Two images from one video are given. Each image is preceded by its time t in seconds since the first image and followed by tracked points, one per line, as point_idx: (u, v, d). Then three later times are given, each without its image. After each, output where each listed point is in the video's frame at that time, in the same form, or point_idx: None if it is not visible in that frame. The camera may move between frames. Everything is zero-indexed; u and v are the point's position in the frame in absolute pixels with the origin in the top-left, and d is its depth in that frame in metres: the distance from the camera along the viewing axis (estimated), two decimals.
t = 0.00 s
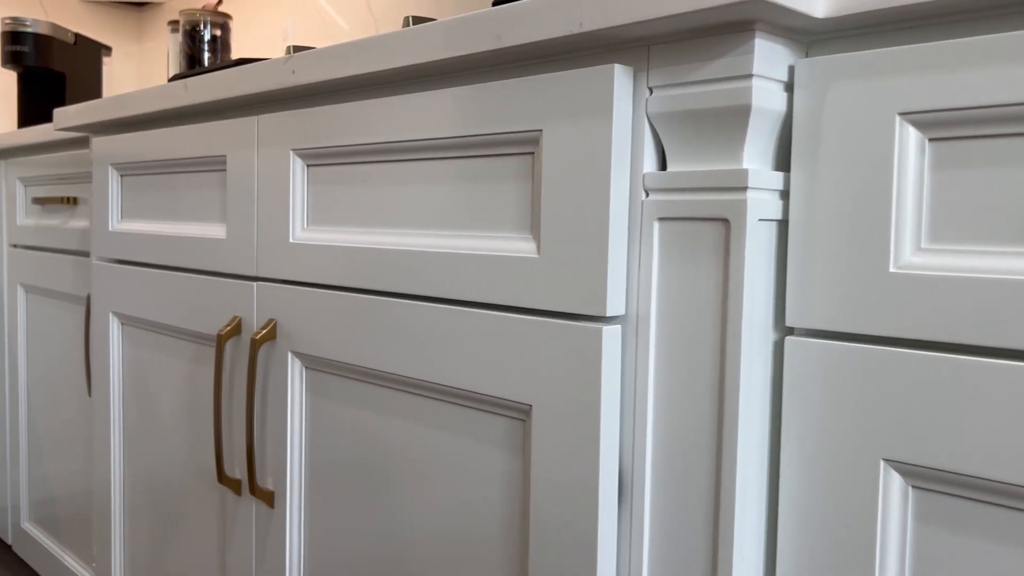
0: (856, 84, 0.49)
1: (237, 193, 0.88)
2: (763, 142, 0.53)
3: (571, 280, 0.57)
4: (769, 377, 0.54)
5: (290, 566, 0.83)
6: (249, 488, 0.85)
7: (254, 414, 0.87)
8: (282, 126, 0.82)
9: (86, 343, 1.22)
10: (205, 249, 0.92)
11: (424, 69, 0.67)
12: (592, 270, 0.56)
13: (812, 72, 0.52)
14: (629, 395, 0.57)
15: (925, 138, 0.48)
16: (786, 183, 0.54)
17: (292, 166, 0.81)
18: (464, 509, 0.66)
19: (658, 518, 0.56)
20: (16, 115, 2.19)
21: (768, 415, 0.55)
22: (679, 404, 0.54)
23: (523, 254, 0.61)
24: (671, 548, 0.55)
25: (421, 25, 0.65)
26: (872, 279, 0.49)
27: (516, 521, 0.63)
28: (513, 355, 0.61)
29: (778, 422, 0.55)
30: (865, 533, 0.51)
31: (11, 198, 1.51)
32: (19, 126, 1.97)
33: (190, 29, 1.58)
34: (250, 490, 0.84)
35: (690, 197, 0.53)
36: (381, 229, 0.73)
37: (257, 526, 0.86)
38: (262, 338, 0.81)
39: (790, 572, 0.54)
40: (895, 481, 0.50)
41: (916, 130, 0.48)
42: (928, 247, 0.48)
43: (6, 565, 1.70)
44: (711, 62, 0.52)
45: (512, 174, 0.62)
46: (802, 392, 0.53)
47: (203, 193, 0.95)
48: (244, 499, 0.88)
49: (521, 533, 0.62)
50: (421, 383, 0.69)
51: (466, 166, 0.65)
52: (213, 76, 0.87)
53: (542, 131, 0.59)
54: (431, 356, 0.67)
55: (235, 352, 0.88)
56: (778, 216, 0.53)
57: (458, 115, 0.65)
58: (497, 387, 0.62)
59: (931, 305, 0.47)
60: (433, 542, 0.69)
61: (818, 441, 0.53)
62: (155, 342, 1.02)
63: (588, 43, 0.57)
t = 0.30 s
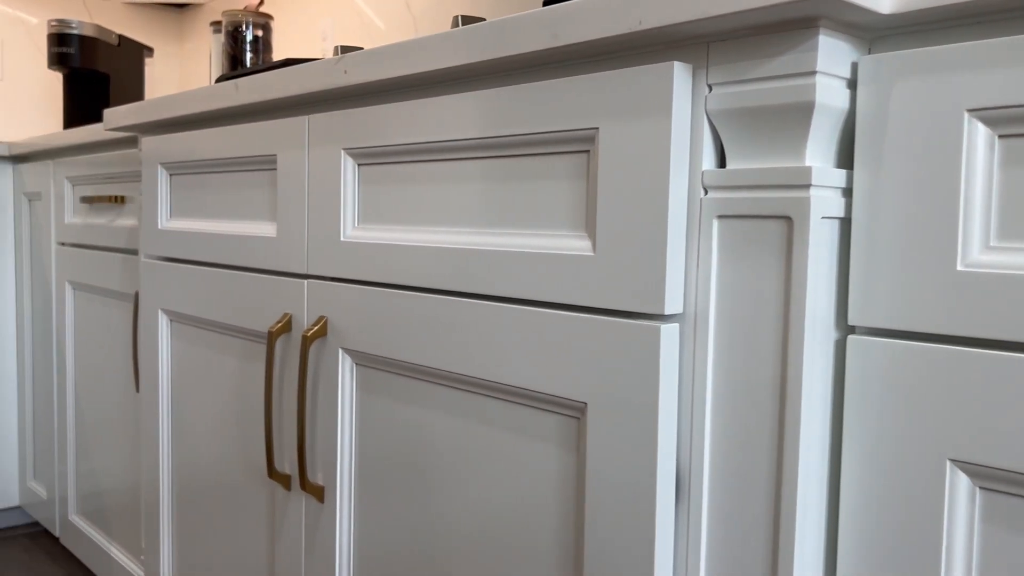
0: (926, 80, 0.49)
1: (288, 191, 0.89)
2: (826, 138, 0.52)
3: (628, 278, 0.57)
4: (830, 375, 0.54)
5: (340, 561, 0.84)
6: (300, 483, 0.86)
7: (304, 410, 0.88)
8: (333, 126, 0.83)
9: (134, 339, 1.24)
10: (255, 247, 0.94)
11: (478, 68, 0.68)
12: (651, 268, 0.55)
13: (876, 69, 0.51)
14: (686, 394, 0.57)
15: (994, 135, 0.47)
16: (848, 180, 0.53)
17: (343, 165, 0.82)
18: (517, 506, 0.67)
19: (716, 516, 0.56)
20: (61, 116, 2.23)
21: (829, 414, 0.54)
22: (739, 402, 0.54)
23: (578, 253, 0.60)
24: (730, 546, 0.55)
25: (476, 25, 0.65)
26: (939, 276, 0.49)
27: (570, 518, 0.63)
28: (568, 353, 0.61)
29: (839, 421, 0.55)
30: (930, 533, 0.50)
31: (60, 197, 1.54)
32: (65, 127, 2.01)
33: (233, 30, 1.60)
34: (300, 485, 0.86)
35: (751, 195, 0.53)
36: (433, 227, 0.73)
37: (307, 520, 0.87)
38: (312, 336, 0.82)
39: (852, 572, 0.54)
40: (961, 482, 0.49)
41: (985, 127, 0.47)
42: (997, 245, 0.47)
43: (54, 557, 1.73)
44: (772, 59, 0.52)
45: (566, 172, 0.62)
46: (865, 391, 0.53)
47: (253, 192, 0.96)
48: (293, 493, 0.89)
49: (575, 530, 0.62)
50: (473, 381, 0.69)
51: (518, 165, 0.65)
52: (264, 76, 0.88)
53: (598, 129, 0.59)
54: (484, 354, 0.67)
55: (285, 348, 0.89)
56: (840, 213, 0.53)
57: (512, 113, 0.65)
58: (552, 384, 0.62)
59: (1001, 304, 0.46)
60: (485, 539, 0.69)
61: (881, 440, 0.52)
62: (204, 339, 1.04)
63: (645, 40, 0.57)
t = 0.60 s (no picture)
0: (995, 75, 0.48)
1: (337, 189, 0.90)
2: (888, 134, 0.52)
3: (684, 275, 0.57)
4: (891, 374, 0.53)
5: (388, 556, 0.85)
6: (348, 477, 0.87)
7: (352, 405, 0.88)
8: (382, 125, 0.83)
9: (181, 336, 1.26)
10: (303, 244, 0.95)
11: (529, 66, 0.68)
12: (708, 265, 0.55)
13: (942, 63, 0.51)
14: (743, 391, 0.57)
15: None
16: (911, 176, 0.53)
17: (392, 163, 0.83)
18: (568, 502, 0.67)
19: (773, 514, 0.56)
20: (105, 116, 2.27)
21: (890, 413, 0.54)
22: (798, 400, 0.54)
23: (633, 250, 0.60)
24: (787, 544, 0.55)
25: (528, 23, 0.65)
26: (1006, 274, 0.48)
27: (623, 516, 0.63)
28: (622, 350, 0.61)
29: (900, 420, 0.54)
30: (996, 535, 0.50)
31: (106, 196, 1.57)
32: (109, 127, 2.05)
33: (274, 30, 1.62)
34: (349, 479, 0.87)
35: (811, 191, 0.53)
36: (483, 225, 0.74)
37: (355, 515, 0.88)
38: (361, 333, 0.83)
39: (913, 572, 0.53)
40: None
41: None
42: None
43: (99, 549, 1.77)
44: (833, 55, 0.51)
45: (619, 169, 0.62)
46: (927, 390, 0.52)
47: (301, 190, 0.97)
48: (341, 488, 0.90)
49: (628, 527, 0.62)
50: (524, 378, 0.69)
51: (570, 162, 0.66)
52: (313, 75, 0.89)
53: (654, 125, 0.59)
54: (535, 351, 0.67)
55: (334, 345, 0.90)
56: (903, 210, 0.52)
57: (564, 110, 0.65)
58: (605, 381, 0.62)
59: None
60: (536, 535, 0.70)
61: (944, 440, 0.51)
62: (251, 335, 1.05)
63: (702, 37, 0.56)
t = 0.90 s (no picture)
0: None
1: (384, 188, 0.91)
2: (952, 131, 0.51)
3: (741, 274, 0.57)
4: (954, 374, 0.53)
5: (435, 551, 0.86)
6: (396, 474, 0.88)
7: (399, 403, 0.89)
8: (431, 124, 0.84)
9: (226, 333, 1.28)
10: (350, 243, 0.96)
11: (581, 65, 0.68)
12: (766, 264, 0.55)
13: (1009, 63, 0.50)
14: (801, 391, 0.56)
15: None
16: (977, 174, 0.52)
17: (440, 162, 0.83)
18: (619, 501, 0.67)
19: (832, 514, 0.55)
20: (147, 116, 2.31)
21: (952, 414, 0.53)
22: (858, 399, 0.54)
23: (688, 248, 0.60)
24: (846, 544, 0.55)
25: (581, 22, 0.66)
26: None
27: (677, 515, 0.63)
28: (676, 350, 0.61)
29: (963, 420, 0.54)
30: None
31: (150, 195, 1.59)
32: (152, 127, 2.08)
33: (315, 31, 1.64)
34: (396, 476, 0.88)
35: (873, 189, 0.52)
36: (532, 223, 0.74)
37: (402, 511, 0.89)
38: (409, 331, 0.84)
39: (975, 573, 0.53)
40: None
41: None
42: None
43: (142, 542, 1.80)
44: (896, 52, 0.51)
45: (674, 168, 0.62)
46: (992, 390, 0.52)
47: (348, 190, 0.98)
48: (388, 484, 0.91)
49: (681, 526, 0.62)
50: (575, 376, 0.69)
51: (623, 160, 0.66)
52: (361, 75, 0.90)
53: (710, 123, 0.59)
54: (586, 349, 0.68)
55: (381, 342, 0.91)
56: (967, 208, 0.52)
57: (617, 109, 0.65)
58: (659, 380, 0.62)
59: None
60: (586, 533, 0.70)
61: (1010, 440, 0.51)
62: (297, 333, 1.06)
63: (760, 35, 0.56)
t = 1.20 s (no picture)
0: None
1: (431, 186, 0.92)
2: (1017, 126, 0.51)
3: (798, 270, 0.56)
4: (1017, 371, 0.52)
5: (481, 546, 0.86)
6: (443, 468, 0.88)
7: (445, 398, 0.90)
8: (479, 122, 0.85)
9: (270, 329, 1.30)
10: (396, 240, 0.97)
11: (633, 61, 0.68)
12: (824, 259, 0.55)
13: None
14: (859, 387, 0.56)
15: None
16: None
17: (488, 159, 0.84)
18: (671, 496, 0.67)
19: (891, 511, 0.55)
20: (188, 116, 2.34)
21: (1016, 410, 0.53)
22: (919, 396, 0.53)
23: (744, 244, 0.60)
24: (906, 541, 0.54)
25: (634, 19, 0.66)
26: None
27: (730, 511, 0.63)
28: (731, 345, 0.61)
29: None
30: None
31: (193, 193, 1.62)
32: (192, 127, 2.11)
33: (354, 31, 1.65)
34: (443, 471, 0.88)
35: (935, 184, 0.52)
36: (582, 220, 0.74)
37: (448, 505, 0.90)
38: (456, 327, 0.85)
39: None
40: None
41: None
42: None
43: (184, 535, 1.83)
44: (960, 46, 0.50)
45: (729, 164, 0.62)
46: None
47: (394, 187, 0.99)
48: (434, 479, 0.92)
49: (735, 522, 0.62)
50: (626, 372, 0.69)
51: (676, 156, 0.66)
52: (408, 74, 0.91)
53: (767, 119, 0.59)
54: (637, 345, 0.68)
55: (427, 338, 0.92)
56: None
57: (671, 105, 0.65)
58: (713, 376, 0.62)
59: None
60: (636, 529, 0.70)
61: None
62: (342, 329, 1.08)
63: (818, 30, 0.56)
